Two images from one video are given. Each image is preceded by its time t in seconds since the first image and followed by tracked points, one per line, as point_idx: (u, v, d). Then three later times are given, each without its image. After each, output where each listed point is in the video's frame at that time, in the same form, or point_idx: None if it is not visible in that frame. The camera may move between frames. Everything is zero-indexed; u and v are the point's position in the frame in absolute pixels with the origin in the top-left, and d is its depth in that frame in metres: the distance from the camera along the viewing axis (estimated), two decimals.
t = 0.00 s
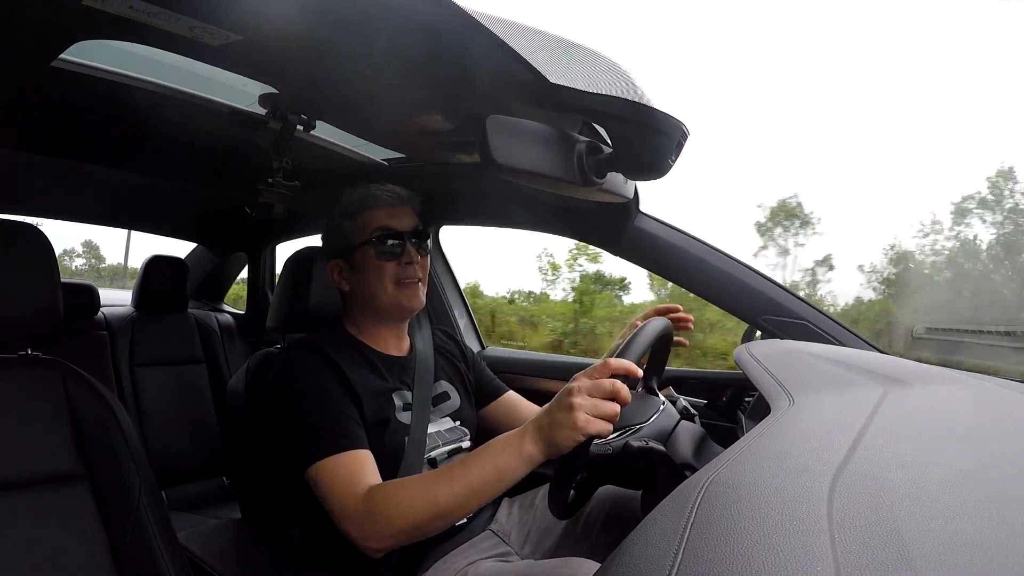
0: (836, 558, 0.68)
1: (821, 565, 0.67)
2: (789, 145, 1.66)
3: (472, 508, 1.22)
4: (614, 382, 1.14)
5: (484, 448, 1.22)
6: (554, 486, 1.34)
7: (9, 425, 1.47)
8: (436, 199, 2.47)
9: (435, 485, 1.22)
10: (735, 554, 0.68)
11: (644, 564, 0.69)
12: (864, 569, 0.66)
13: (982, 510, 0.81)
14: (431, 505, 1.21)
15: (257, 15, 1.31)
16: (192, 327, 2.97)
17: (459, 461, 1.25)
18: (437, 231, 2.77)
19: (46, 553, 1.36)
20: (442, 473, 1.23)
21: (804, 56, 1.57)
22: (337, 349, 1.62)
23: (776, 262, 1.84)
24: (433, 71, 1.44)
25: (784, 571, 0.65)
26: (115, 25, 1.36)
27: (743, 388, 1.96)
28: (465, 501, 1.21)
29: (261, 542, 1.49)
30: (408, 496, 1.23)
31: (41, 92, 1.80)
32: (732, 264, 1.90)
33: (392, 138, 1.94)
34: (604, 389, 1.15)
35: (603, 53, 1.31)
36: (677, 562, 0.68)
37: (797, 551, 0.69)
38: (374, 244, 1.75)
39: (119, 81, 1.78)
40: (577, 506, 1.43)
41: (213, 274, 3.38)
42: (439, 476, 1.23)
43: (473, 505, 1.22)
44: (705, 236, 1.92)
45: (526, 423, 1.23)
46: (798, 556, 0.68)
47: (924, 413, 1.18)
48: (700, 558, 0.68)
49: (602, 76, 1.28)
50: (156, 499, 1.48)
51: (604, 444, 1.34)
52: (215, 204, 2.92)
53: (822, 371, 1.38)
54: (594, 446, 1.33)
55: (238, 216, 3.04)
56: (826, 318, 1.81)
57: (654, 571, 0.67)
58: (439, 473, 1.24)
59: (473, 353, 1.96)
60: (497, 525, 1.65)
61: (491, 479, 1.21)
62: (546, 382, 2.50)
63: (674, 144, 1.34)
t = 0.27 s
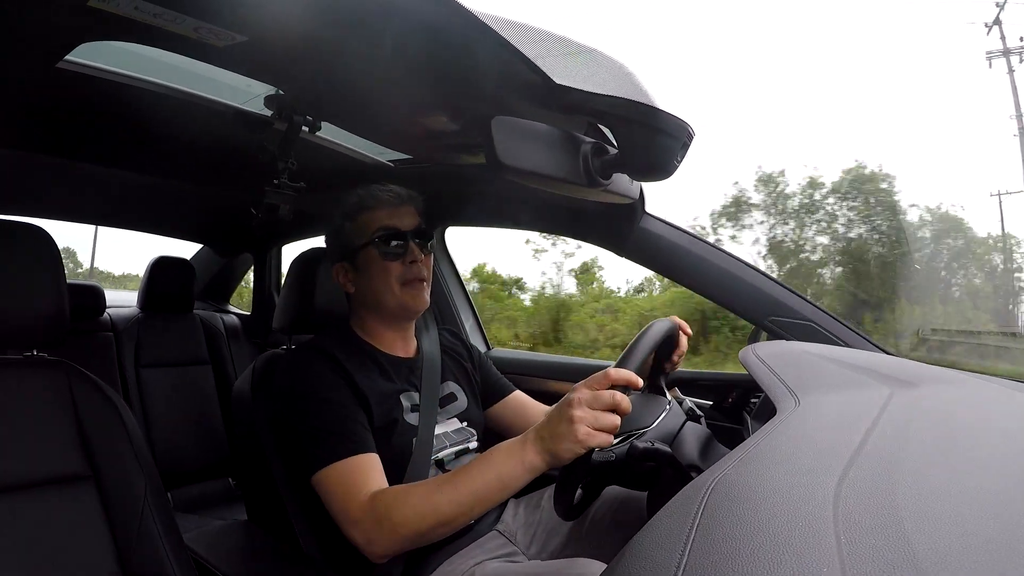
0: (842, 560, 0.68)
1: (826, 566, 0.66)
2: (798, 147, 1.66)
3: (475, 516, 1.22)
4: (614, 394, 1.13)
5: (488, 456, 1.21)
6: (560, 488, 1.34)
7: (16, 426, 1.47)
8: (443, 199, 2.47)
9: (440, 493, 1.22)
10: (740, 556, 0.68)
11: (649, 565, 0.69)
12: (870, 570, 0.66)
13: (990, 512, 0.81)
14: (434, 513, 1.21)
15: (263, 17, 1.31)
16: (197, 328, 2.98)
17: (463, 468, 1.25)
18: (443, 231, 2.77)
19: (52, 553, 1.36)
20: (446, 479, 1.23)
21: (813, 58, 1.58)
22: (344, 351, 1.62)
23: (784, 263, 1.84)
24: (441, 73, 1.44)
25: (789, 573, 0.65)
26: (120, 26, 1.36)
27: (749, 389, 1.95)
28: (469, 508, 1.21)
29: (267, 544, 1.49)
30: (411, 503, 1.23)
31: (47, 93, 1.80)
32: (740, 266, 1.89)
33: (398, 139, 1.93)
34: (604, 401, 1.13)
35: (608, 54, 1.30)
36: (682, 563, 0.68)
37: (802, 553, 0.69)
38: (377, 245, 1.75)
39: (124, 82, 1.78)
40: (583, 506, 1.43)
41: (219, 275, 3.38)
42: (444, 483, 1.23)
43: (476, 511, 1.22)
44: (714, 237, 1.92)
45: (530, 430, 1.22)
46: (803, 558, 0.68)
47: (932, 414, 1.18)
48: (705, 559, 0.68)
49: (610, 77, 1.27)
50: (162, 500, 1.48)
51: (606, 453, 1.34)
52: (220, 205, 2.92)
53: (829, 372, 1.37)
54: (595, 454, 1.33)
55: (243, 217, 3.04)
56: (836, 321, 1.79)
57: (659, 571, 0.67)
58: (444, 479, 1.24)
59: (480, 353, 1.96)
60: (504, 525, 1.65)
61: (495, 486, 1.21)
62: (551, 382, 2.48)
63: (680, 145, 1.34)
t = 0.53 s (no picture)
0: (845, 560, 0.68)
1: (829, 567, 0.67)
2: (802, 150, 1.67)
3: (475, 513, 1.23)
4: (617, 395, 1.13)
5: (492, 452, 1.22)
6: (563, 486, 1.34)
7: (18, 427, 1.47)
8: (445, 200, 2.48)
9: (443, 488, 1.22)
10: (742, 556, 0.68)
11: (652, 566, 0.69)
12: (874, 571, 0.66)
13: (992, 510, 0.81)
14: (436, 509, 1.22)
15: (267, 18, 1.31)
16: (200, 328, 2.98)
17: (466, 464, 1.26)
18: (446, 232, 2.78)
19: (54, 554, 1.36)
20: (449, 476, 1.24)
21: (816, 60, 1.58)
22: (348, 350, 1.63)
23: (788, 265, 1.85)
24: (445, 75, 1.44)
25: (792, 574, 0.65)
26: (123, 27, 1.36)
27: (753, 390, 1.95)
28: (470, 505, 1.22)
29: (271, 543, 1.49)
30: (414, 498, 1.23)
31: (51, 94, 1.80)
32: (745, 267, 1.89)
33: (401, 140, 1.94)
34: (607, 403, 1.13)
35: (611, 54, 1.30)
36: (685, 563, 0.68)
37: (805, 553, 0.69)
38: (377, 248, 1.75)
39: (127, 82, 1.78)
40: (588, 505, 1.43)
41: (223, 276, 3.39)
42: (447, 478, 1.24)
43: (477, 509, 1.23)
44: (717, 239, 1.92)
45: (533, 429, 1.22)
46: (806, 558, 0.68)
47: (935, 414, 1.18)
48: (708, 559, 0.68)
49: (613, 76, 1.27)
50: (165, 500, 1.48)
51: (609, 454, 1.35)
52: (222, 206, 2.92)
53: (831, 371, 1.38)
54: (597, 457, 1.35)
55: (245, 218, 3.05)
56: (838, 322, 1.81)
57: (662, 573, 0.67)
58: (447, 476, 1.25)
59: (484, 350, 1.96)
60: (508, 524, 1.65)
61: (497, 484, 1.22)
62: (556, 383, 2.50)
63: (683, 145, 1.34)
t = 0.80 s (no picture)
0: (846, 555, 0.68)
1: (830, 562, 0.67)
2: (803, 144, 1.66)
3: (475, 509, 1.23)
4: (618, 390, 1.13)
5: (493, 448, 1.22)
6: (564, 481, 1.34)
7: (19, 423, 1.47)
8: (445, 195, 2.47)
9: (443, 483, 1.23)
10: (743, 551, 0.68)
11: (653, 561, 0.69)
12: (874, 566, 0.66)
13: (992, 505, 0.81)
14: (437, 504, 1.22)
15: (267, 14, 1.31)
16: (200, 325, 2.99)
17: (467, 460, 1.26)
18: (446, 228, 2.78)
19: (56, 550, 1.36)
20: (450, 472, 1.24)
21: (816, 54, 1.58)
22: (349, 345, 1.63)
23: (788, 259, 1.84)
24: (445, 69, 1.44)
25: (793, 569, 0.65)
26: (124, 23, 1.36)
27: (753, 385, 1.96)
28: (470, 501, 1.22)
29: (272, 539, 1.49)
30: (414, 493, 1.23)
31: (52, 91, 1.80)
32: (746, 262, 1.91)
33: (401, 136, 1.94)
34: (609, 399, 1.13)
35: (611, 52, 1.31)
36: (686, 558, 0.68)
37: (806, 548, 0.69)
38: (384, 241, 1.75)
39: (128, 79, 1.78)
40: (588, 499, 1.44)
41: (224, 273, 3.39)
42: (447, 474, 1.24)
43: (477, 505, 1.23)
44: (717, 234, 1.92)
45: (534, 425, 1.22)
46: (807, 554, 0.68)
47: (936, 409, 1.18)
48: (709, 554, 0.68)
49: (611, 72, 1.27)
50: (166, 496, 1.48)
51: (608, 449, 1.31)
52: (222, 203, 2.92)
53: (831, 367, 1.38)
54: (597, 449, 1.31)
55: (246, 215, 3.05)
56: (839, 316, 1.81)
57: (663, 568, 0.67)
58: (447, 472, 1.25)
59: (485, 346, 1.96)
60: (509, 518, 1.64)
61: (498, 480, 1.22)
62: (555, 380, 2.50)
63: (684, 140, 1.34)
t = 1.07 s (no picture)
0: (844, 553, 0.68)
1: (828, 560, 0.67)
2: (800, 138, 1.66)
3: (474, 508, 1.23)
4: (617, 390, 1.13)
5: (492, 447, 1.22)
6: (563, 479, 1.34)
7: (19, 421, 1.47)
8: (444, 193, 2.46)
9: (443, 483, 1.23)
10: (741, 549, 0.68)
11: (652, 559, 0.69)
12: (872, 564, 0.66)
13: (991, 503, 0.81)
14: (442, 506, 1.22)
15: (266, 12, 1.31)
16: (200, 323, 2.99)
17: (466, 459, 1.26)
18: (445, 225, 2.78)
19: (56, 548, 1.36)
20: (448, 471, 1.24)
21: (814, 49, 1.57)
22: (347, 344, 1.63)
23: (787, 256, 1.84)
24: (443, 66, 1.44)
25: (791, 567, 0.65)
26: (124, 21, 1.36)
27: (753, 382, 1.96)
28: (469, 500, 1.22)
29: (271, 537, 1.49)
30: (413, 492, 1.23)
31: (51, 89, 1.80)
32: (745, 260, 1.89)
33: (400, 133, 1.93)
34: (609, 399, 1.13)
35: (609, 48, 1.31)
36: (685, 556, 0.68)
37: (804, 546, 0.69)
38: (380, 235, 1.75)
39: (127, 76, 1.78)
40: (587, 497, 1.44)
41: (224, 271, 3.39)
42: (446, 474, 1.24)
43: (476, 504, 1.23)
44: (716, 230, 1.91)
45: (533, 423, 1.23)
46: (806, 552, 0.68)
47: (935, 407, 1.18)
48: (708, 552, 0.68)
49: (608, 72, 1.27)
50: (166, 494, 1.48)
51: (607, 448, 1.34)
52: (221, 201, 2.92)
53: (830, 365, 1.38)
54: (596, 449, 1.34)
55: (245, 214, 3.05)
56: (838, 315, 1.80)
57: (662, 567, 0.67)
58: (445, 471, 1.25)
59: (482, 342, 1.96)
60: (508, 517, 1.65)
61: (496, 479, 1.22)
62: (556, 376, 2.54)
63: (682, 138, 1.34)
